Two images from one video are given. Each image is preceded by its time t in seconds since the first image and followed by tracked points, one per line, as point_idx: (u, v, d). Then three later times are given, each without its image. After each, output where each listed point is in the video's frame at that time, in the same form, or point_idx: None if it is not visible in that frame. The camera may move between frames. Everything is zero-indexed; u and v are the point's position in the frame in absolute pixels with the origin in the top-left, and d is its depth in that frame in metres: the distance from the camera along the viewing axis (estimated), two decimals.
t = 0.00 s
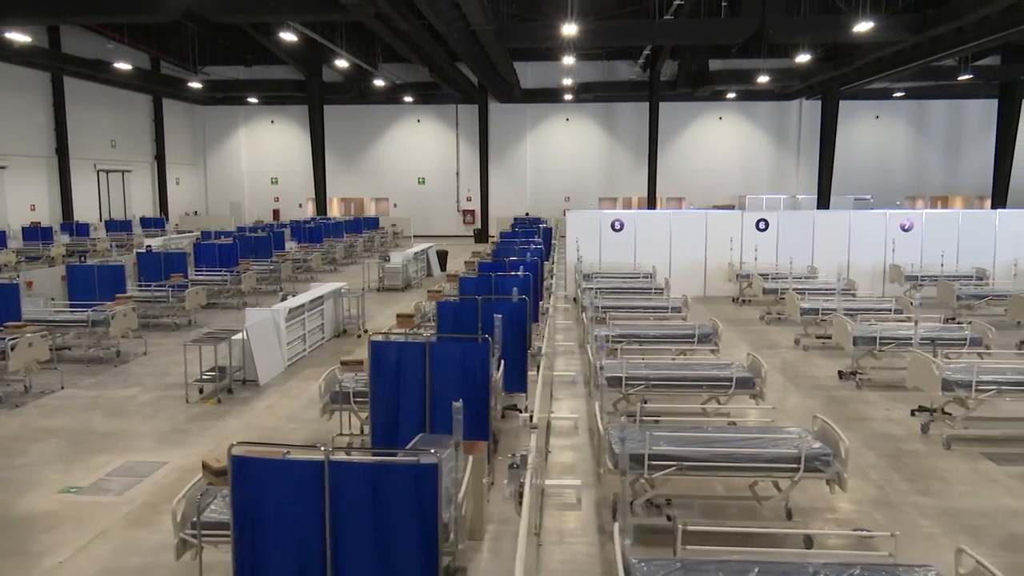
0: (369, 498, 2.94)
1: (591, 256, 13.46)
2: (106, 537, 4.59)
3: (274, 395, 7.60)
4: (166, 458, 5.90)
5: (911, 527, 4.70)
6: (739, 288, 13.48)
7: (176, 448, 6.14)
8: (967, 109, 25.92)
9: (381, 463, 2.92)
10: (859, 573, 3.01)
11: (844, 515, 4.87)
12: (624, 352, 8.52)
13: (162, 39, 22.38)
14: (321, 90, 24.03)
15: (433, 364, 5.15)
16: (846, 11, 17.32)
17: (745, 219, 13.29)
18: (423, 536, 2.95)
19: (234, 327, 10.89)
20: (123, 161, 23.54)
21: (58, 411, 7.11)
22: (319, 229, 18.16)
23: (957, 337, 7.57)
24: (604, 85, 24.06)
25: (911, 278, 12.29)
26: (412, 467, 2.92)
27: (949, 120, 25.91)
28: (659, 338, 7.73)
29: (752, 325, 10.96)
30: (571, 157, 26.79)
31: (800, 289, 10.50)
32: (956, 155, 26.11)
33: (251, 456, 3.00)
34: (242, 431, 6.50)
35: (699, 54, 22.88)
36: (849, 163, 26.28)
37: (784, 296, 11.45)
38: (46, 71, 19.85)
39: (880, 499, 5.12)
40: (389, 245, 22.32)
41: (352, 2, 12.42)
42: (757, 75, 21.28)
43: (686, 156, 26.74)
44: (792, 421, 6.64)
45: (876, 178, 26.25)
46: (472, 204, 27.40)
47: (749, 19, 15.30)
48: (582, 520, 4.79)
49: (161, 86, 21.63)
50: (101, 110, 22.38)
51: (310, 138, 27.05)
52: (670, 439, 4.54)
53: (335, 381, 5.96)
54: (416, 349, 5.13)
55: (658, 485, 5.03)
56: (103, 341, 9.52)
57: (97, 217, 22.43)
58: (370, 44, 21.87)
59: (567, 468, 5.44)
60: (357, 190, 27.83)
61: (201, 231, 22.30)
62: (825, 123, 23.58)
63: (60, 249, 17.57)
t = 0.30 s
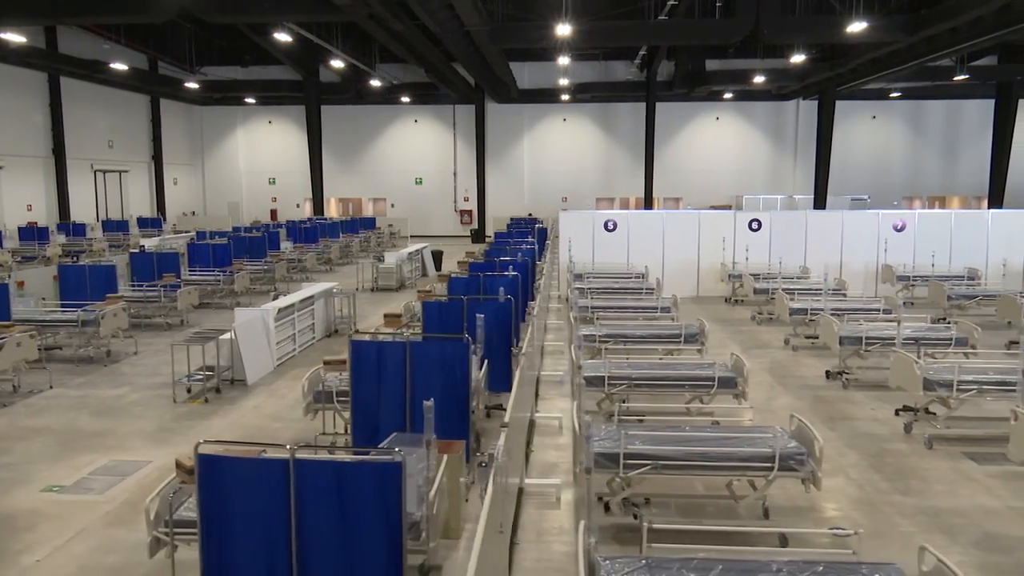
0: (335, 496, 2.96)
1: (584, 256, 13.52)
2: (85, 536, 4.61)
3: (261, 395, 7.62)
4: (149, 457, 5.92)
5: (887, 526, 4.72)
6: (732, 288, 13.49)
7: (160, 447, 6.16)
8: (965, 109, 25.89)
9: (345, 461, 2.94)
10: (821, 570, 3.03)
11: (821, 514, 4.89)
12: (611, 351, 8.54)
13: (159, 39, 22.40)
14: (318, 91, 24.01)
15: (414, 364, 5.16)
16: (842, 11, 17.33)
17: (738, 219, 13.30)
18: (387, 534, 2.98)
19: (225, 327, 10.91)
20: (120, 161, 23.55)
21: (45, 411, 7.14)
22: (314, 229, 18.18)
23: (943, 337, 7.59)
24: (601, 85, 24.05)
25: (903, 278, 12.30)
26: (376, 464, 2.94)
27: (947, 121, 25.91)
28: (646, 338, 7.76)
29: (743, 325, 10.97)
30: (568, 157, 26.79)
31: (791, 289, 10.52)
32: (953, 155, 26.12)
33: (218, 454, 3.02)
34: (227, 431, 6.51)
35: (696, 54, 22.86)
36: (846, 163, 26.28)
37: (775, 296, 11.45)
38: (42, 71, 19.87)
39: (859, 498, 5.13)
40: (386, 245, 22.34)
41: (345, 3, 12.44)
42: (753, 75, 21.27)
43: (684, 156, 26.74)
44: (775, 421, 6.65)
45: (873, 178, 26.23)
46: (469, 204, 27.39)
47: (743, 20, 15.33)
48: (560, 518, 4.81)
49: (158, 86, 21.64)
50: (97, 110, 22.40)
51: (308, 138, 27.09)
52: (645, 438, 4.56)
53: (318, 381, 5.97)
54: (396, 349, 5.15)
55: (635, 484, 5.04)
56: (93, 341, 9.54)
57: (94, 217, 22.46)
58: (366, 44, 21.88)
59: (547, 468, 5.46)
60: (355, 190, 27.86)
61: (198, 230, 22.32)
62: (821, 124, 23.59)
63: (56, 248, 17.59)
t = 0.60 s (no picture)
0: (301, 494, 2.99)
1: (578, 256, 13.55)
2: (65, 534, 4.64)
3: (249, 395, 7.64)
4: (134, 456, 5.95)
5: (865, 526, 4.73)
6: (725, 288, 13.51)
7: (145, 446, 6.18)
8: (963, 109, 25.88)
9: (311, 457, 2.96)
10: (785, 568, 3.05)
11: (798, 514, 4.91)
12: (599, 351, 8.56)
13: (156, 39, 22.44)
14: (315, 91, 24.00)
15: (394, 363, 5.19)
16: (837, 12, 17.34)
17: (731, 219, 13.30)
18: (354, 531, 3.01)
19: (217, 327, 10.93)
20: (117, 161, 23.58)
21: (33, 410, 7.17)
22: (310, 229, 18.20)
23: (929, 337, 7.61)
24: (599, 86, 24.07)
25: (896, 279, 12.32)
26: (342, 462, 2.97)
27: (945, 121, 25.90)
28: (633, 338, 7.79)
29: (734, 326, 11.00)
30: (566, 158, 26.82)
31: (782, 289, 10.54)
32: (951, 155, 26.11)
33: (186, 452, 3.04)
34: (213, 430, 6.54)
35: (693, 55, 22.86)
36: (844, 164, 26.30)
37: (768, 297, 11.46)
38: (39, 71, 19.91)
39: (838, 498, 5.15)
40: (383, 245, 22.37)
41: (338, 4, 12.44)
42: (750, 75, 21.28)
43: (681, 157, 26.76)
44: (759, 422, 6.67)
45: (871, 179, 26.24)
46: (467, 204, 27.43)
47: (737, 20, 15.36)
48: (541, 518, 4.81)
49: (155, 87, 21.69)
50: (95, 110, 22.45)
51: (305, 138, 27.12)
52: (622, 438, 4.59)
53: (303, 380, 5.99)
54: (377, 348, 5.17)
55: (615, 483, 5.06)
56: (84, 341, 9.56)
57: (91, 217, 22.50)
58: (362, 45, 21.89)
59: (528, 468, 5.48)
60: (353, 190, 27.90)
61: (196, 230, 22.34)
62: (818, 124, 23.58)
63: (53, 248, 17.62)
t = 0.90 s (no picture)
0: (266, 492, 3.01)
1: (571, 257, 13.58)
2: (45, 532, 4.66)
3: (236, 394, 7.67)
4: (118, 455, 5.97)
5: (841, 524, 4.75)
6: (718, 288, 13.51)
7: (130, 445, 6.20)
8: (960, 110, 25.87)
9: (276, 456, 2.98)
10: (748, 566, 3.07)
11: (774, 512, 4.93)
12: (586, 351, 8.57)
13: (154, 39, 22.47)
14: (312, 91, 24.03)
15: (375, 363, 5.21)
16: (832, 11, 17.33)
17: (725, 219, 13.29)
18: (319, 528, 3.04)
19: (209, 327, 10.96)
20: (116, 162, 23.64)
21: (20, 409, 7.19)
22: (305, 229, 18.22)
23: (915, 338, 7.62)
24: (596, 86, 24.08)
25: (888, 278, 12.33)
26: (307, 460, 2.99)
27: (942, 121, 25.88)
28: (619, 337, 7.80)
29: (726, 326, 11.02)
30: (563, 158, 26.83)
31: (773, 289, 10.55)
32: (949, 155, 26.10)
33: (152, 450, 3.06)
34: (198, 430, 6.56)
35: (689, 55, 22.86)
36: (841, 163, 26.29)
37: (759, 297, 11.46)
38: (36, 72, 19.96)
39: (816, 497, 5.17)
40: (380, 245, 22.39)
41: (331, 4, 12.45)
42: (746, 75, 21.28)
43: (679, 156, 26.76)
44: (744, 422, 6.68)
45: (868, 179, 26.21)
46: (465, 204, 27.47)
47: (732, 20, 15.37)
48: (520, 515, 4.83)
49: (152, 87, 21.71)
50: (93, 111, 22.49)
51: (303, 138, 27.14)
52: (599, 437, 4.62)
53: (286, 380, 6.01)
54: (357, 348, 5.19)
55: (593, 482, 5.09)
56: (76, 341, 9.59)
57: (89, 217, 22.55)
58: (358, 45, 21.90)
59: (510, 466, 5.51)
60: (350, 191, 27.92)
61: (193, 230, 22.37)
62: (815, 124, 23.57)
63: (49, 249, 17.65)
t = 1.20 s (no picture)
0: (233, 490, 3.03)
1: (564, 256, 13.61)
2: (25, 530, 4.69)
3: (223, 394, 7.69)
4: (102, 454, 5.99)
5: (818, 522, 4.77)
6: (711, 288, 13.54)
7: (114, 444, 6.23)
8: (956, 110, 25.88)
9: (241, 454, 3.00)
10: (711, 563, 3.09)
11: (751, 511, 4.95)
12: (574, 351, 8.59)
13: (151, 39, 22.50)
14: (309, 91, 24.07)
15: (355, 361, 5.23)
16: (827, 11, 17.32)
17: (717, 219, 13.30)
18: (285, 529, 3.06)
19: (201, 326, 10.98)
20: (113, 162, 23.68)
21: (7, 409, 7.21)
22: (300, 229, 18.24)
23: (901, 337, 7.65)
24: (592, 86, 24.08)
25: (880, 278, 12.34)
26: (272, 458, 3.01)
27: (939, 121, 25.88)
28: (606, 337, 7.83)
29: (717, 326, 11.06)
30: (560, 159, 26.84)
31: (763, 289, 10.56)
32: (946, 155, 26.10)
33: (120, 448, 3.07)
34: (184, 429, 6.59)
35: (685, 55, 22.85)
36: (838, 163, 26.30)
37: (750, 297, 11.48)
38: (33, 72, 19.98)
39: (794, 495, 5.19)
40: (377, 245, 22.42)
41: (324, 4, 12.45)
42: (742, 75, 21.27)
43: (676, 157, 26.77)
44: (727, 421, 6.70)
45: (865, 179, 26.21)
46: (462, 205, 27.52)
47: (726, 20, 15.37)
48: (497, 513, 4.85)
49: (149, 87, 21.72)
50: (90, 110, 22.51)
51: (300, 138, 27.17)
52: (575, 436, 4.65)
53: (270, 378, 6.03)
54: (337, 346, 5.21)
55: (572, 481, 5.11)
56: (67, 341, 9.62)
57: (85, 216, 22.58)
58: (354, 45, 21.90)
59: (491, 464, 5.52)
60: (348, 191, 27.95)
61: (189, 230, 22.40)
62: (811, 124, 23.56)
63: (45, 249, 17.67)
